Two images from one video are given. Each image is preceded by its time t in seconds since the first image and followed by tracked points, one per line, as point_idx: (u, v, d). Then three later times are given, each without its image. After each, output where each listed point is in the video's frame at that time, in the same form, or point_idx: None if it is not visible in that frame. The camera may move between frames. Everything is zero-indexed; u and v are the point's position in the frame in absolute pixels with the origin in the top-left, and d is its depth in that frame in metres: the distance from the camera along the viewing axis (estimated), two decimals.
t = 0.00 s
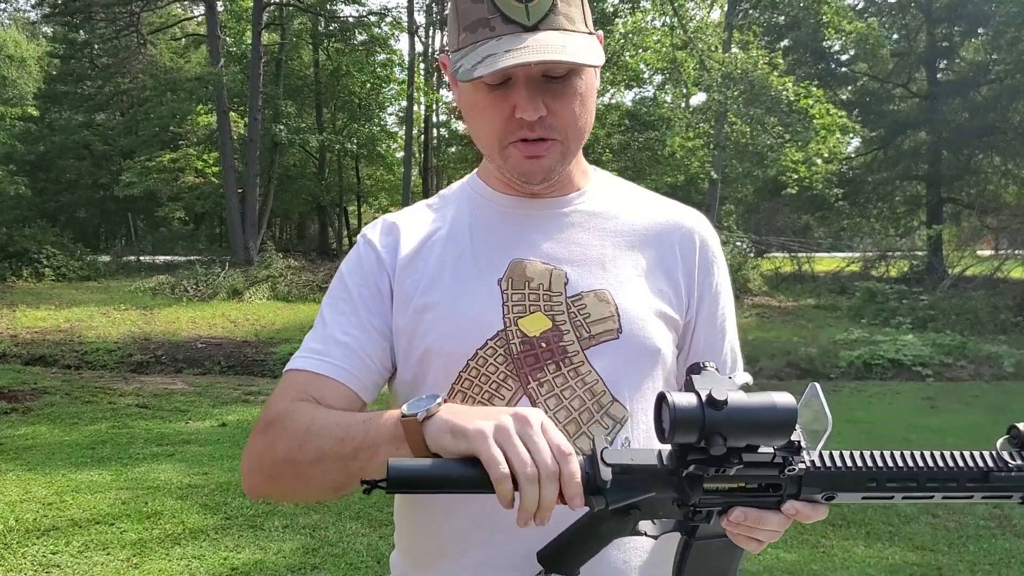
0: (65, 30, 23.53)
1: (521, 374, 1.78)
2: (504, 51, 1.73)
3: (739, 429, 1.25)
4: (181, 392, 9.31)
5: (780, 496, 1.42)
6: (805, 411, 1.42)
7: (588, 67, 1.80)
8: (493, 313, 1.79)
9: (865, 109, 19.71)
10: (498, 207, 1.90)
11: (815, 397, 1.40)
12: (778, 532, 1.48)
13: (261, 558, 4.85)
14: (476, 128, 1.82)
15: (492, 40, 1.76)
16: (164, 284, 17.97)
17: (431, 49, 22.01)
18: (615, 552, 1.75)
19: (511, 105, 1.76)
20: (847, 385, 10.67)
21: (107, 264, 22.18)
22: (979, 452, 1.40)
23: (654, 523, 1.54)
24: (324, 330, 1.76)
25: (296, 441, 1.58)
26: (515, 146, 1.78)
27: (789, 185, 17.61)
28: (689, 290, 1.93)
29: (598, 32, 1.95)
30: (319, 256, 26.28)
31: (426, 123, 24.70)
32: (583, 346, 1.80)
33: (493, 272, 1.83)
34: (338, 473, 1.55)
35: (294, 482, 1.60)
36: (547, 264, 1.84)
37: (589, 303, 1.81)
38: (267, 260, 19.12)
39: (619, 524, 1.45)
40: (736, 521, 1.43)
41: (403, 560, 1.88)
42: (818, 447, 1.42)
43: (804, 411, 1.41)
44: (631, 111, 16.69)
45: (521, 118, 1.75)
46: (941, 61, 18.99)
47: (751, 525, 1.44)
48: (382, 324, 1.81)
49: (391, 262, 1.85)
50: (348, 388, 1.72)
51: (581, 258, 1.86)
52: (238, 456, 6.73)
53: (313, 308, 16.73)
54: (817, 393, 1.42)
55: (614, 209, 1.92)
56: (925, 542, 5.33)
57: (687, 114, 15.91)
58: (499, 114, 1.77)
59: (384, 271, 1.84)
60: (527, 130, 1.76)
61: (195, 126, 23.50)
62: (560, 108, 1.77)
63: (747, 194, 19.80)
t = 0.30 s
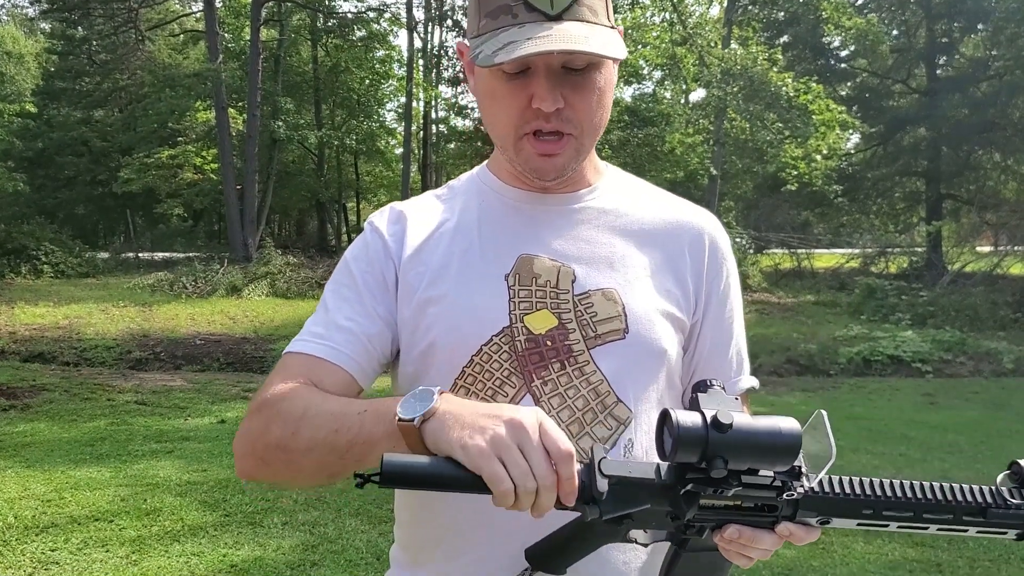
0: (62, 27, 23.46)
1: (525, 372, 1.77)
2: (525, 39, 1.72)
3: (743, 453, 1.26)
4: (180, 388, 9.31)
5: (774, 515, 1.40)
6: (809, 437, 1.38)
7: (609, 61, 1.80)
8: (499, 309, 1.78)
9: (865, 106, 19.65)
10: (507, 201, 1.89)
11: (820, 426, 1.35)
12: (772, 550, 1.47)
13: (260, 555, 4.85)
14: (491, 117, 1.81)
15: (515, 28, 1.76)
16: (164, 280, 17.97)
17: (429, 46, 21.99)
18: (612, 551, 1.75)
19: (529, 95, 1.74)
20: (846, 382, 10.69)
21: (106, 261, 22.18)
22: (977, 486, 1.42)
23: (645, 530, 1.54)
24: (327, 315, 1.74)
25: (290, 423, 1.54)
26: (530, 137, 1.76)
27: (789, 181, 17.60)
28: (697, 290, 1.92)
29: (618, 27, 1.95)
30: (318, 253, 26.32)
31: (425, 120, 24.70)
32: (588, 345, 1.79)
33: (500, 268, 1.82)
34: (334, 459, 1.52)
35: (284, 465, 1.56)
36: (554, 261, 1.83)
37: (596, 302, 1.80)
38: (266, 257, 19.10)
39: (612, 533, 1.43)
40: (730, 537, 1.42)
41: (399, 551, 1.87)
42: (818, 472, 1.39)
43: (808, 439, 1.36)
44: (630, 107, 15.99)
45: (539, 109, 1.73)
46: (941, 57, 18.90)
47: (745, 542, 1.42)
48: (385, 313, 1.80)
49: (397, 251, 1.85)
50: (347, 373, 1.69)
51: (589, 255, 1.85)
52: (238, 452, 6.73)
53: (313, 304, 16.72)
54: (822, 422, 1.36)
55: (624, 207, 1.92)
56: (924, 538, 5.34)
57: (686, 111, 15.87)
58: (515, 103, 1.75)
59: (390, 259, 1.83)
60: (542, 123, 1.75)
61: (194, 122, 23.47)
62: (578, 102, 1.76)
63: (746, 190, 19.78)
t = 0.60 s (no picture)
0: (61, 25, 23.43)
1: (527, 372, 1.77)
2: (537, 37, 1.72)
3: (726, 444, 1.27)
4: (179, 387, 9.32)
5: (762, 511, 1.42)
6: (795, 431, 1.37)
7: (622, 64, 1.79)
8: (503, 306, 1.77)
9: (865, 104, 19.63)
10: (514, 197, 1.89)
11: (809, 421, 1.35)
12: (757, 550, 1.49)
13: (260, 554, 4.84)
14: (500, 115, 1.81)
15: (528, 25, 1.75)
16: (163, 279, 17.98)
17: (429, 44, 21.97)
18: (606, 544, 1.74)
19: (540, 92, 1.74)
20: (847, 380, 10.70)
21: (105, 259, 22.18)
22: (978, 500, 1.44)
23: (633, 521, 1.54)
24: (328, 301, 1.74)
25: (278, 388, 1.51)
26: (536, 135, 1.76)
27: (789, 179, 17.58)
28: (704, 295, 1.91)
29: (634, 30, 1.94)
30: (318, 252, 26.32)
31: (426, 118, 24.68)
32: (591, 347, 1.78)
33: (506, 266, 1.81)
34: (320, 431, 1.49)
35: (268, 430, 1.52)
36: (560, 261, 1.82)
37: (600, 303, 1.79)
38: (266, 255, 19.07)
39: (598, 520, 1.47)
40: (715, 533, 1.45)
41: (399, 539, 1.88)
42: (809, 473, 1.43)
43: (794, 434, 1.36)
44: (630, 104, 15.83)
45: (548, 107, 1.73)
46: (941, 55, 18.87)
47: (731, 538, 1.45)
48: (389, 305, 1.79)
49: (403, 243, 1.85)
50: (343, 353, 1.67)
51: (593, 254, 1.84)
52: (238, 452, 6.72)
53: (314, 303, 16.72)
54: (812, 413, 1.35)
55: (631, 208, 1.91)
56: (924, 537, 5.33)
57: (686, 109, 15.85)
58: (524, 100, 1.75)
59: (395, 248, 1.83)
60: (552, 121, 1.74)
61: (193, 121, 23.44)
62: (588, 102, 1.75)
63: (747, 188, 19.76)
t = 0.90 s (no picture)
0: (62, 22, 23.44)
1: (528, 368, 1.77)
2: (543, 32, 1.71)
3: (723, 448, 1.24)
4: (180, 385, 9.32)
5: (763, 515, 1.41)
6: (794, 431, 1.35)
7: (629, 61, 1.79)
8: (504, 304, 1.77)
9: (866, 102, 19.62)
10: (517, 193, 1.89)
11: (806, 420, 1.31)
12: (759, 552, 1.48)
13: (261, 552, 4.84)
14: (505, 111, 1.80)
15: (535, 19, 1.75)
16: (164, 277, 18.00)
17: (429, 41, 21.98)
18: (607, 548, 1.74)
19: (545, 87, 1.73)
20: (847, 377, 10.69)
21: (106, 257, 22.16)
22: (981, 497, 1.44)
23: (633, 525, 1.53)
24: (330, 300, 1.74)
25: (278, 384, 1.51)
26: (539, 132, 1.76)
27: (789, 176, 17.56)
28: (709, 292, 1.91)
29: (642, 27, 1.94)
30: (319, 249, 26.33)
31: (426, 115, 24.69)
32: (593, 344, 1.78)
33: (508, 263, 1.81)
34: (317, 427, 1.49)
35: (265, 427, 1.52)
36: (562, 258, 1.82)
37: (602, 300, 1.79)
38: (266, 253, 19.04)
39: (597, 524, 1.45)
40: (716, 536, 1.43)
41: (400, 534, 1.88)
42: (810, 474, 1.42)
43: (792, 435, 1.34)
44: (630, 100, 15.58)
45: (553, 102, 1.72)
46: (942, 52, 18.86)
47: (732, 540, 1.44)
48: (390, 301, 1.79)
49: (404, 240, 1.85)
50: (344, 350, 1.67)
51: (595, 250, 1.84)
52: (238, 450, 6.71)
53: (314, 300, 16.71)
54: (810, 415, 1.32)
55: (634, 206, 1.90)
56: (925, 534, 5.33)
57: (686, 106, 15.83)
58: (529, 96, 1.74)
59: (397, 245, 1.83)
60: (556, 116, 1.73)
61: (194, 119, 23.46)
62: (593, 99, 1.75)
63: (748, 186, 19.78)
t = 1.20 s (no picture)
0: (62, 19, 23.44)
1: (529, 361, 1.76)
2: (549, 24, 1.70)
3: (727, 428, 1.23)
4: (181, 382, 9.32)
5: (770, 499, 1.42)
6: (799, 411, 1.35)
7: (633, 55, 1.78)
8: (505, 297, 1.77)
9: (867, 98, 19.62)
10: (517, 187, 1.88)
11: (811, 400, 1.33)
12: (767, 538, 1.48)
13: (261, 548, 4.84)
14: (509, 104, 1.80)
15: (541, 11, 1.74)
16: (164, 274, 17.99)
17: (430, 39, 21.98)
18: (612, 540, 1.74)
19: (549, 80, 1.73)
20: (848, 374, 10.69)
21: (106, 255, 22.15)
22: (987, 473, 1.43)
23: (640, 517, 1.53)
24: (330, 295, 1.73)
25: (279, 380, 1.51)
26: (543, 125, 1.75)
27: (790, 173, 17.55)
28: (711, 286, 1.91)
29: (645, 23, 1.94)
30: (320, 247, 26.34)
31: (426, 113, 24.71)
32: (594, 336, 1.78)
33: (509, 257, 1.81)
34: (318, 423, 1.48)
35: (265, 422, 1.51)
36: (562, 251, 1.82)
37: (604, 292, 1.79)
38: (267, 250, 19.03)
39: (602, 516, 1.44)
40: (723, 523, 1.43)
41: (400, 529, 1.88)
42: (814, 456, 1.42)
43: (797, 414, 1.35)
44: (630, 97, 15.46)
45: (558, 95, 1.72)
46: (942, 49, 18.87)
47: (739, 528, 1.44)
48: (390, 294, 1.78)
49: (404, 234, 1.84)
50: (346, 346, 1.66)
51: (596, 243, 1.83)
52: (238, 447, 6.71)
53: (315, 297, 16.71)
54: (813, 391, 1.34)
55: (636, 201, 1.89)
56: (926, 529, 5.34)
57: (687, 103, 15.81)
58: (534, 89, 1.74)
59: (398, 239, 1.83)
60: (560, 110, 1.73)
61: (194, 116, 23.46)
62: (599, 93, 1.74)
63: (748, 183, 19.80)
